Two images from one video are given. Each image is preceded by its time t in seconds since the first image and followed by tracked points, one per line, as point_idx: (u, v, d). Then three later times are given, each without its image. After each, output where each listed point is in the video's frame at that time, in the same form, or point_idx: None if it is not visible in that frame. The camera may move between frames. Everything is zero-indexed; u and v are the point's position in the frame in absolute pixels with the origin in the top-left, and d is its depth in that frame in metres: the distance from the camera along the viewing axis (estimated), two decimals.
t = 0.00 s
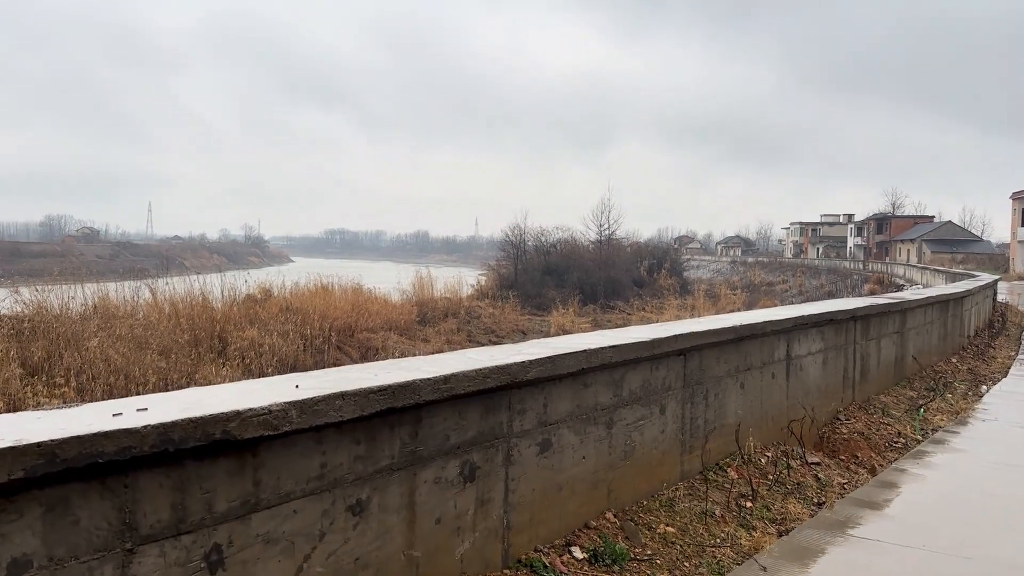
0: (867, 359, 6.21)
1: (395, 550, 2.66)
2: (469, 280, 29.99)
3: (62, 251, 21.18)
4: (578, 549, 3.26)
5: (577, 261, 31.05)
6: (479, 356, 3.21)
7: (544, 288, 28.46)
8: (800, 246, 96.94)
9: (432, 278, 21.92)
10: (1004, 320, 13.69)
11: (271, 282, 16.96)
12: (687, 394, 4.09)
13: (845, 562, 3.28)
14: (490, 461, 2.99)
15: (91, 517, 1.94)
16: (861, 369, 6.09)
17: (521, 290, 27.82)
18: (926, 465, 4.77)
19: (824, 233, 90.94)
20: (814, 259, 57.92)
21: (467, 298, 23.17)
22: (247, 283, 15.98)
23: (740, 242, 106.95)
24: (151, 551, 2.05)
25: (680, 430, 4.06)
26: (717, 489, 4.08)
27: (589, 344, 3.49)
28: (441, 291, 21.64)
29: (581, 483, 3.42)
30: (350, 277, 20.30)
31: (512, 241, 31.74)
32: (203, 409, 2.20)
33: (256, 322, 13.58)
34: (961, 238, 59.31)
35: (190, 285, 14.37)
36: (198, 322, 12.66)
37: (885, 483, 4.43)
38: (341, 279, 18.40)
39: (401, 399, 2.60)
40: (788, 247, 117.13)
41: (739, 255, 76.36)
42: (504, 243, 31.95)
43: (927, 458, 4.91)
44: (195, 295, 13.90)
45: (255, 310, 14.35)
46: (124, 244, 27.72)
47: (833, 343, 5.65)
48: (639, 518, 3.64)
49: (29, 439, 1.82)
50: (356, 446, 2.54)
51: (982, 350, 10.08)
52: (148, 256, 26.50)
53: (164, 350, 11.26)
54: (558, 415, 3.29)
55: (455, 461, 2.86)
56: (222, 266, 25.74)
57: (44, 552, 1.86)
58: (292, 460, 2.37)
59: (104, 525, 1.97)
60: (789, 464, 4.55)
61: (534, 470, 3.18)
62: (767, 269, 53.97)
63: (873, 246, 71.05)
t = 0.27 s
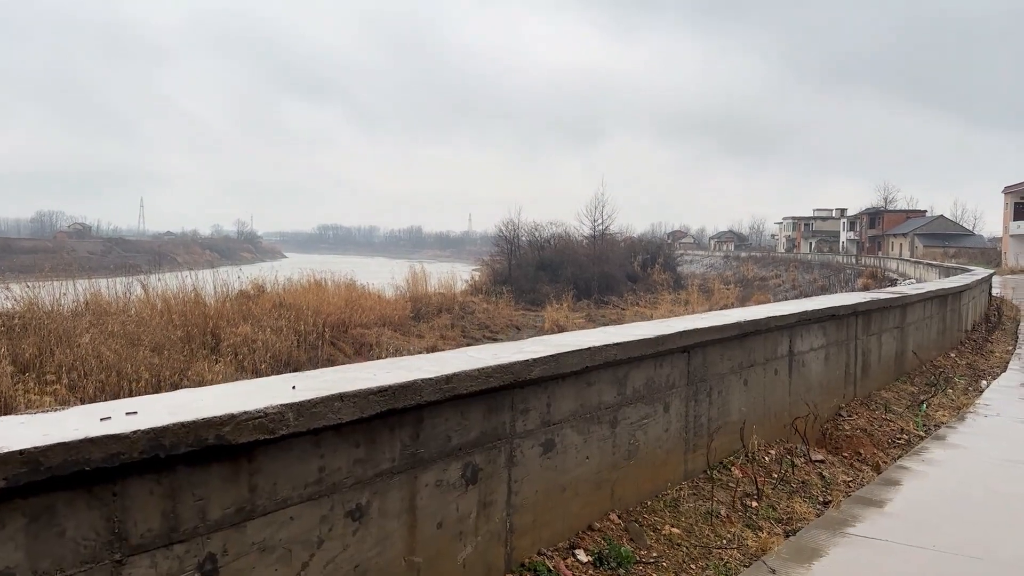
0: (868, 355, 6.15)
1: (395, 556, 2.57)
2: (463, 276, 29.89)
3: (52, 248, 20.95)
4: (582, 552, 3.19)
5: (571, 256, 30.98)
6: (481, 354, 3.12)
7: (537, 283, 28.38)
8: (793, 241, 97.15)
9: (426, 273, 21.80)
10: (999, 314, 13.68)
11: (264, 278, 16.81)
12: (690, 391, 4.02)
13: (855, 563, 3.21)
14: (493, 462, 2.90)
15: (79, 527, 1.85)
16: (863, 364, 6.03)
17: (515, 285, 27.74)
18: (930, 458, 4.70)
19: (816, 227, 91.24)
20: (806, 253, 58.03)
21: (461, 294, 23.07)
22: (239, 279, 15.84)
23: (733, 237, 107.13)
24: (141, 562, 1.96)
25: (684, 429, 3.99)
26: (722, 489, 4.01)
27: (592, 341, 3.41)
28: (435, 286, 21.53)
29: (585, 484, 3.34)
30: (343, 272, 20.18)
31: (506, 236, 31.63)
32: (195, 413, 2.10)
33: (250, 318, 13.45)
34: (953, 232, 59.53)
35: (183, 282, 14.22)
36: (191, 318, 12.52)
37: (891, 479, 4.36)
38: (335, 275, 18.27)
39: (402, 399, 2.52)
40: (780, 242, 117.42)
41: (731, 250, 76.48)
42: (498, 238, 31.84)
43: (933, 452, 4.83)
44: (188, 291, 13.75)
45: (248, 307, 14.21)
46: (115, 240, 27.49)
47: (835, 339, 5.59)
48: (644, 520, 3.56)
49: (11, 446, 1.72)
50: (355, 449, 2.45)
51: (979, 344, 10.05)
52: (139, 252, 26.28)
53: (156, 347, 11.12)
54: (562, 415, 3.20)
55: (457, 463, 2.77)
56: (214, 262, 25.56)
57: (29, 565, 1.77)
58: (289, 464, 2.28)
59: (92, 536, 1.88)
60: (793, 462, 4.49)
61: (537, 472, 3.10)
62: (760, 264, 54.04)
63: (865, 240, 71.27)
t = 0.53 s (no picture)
0: (861, 349, 6.12)
1: (387, 563, 2.49)
2: (451, 270, 29.73)
3: (34, 243, 20.59)
4: (578, 555, 3.11)
5: (559, 250, 30.91)
6: (474, 352, 3.03)
7: (525, 277, 28.29)
8: (779, 235, 97.64)
9: (414, 268, 21.65)
10: (986, 307, 13.75)
11: (250, 273, 16.61)
12: (686, 388, 3.95)
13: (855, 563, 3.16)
14: (487, 463, 2.82)
15: (53, 538, 1.75)
16: (856, 359, 6.00)
17: (503, 279, 27.64)
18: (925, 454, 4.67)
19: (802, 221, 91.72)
20: (793, 247, 58.32)
21: (449, 289, 22.94)
22: (225, 274, 15.63)
23: (720, 231, 107.53)
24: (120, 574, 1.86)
25: (680, 426, 3.93)
26: (718, 487, 3.95)
27: (587, 338, 3.33)
28: (423, 281, 21.39)
29: (581, 484, 3.27)
30: (330, 267, 19.99)
31: (493, 230, 31.51)
32: (177, 417, 2.00)
33: (235, 314, 13.27)
34: (937, 226, 60.03)
35: (168, 276, 14.01)
36: (176, 313, 12.32)
37: (888, 475, 4.31)
38: (322, 269, 18.08)
39: (394, 400, 2.42)
40: (767, 236, 118.01)
41: (718, 244, 76.73)
42: (485, 233, 31.70)
43: (929, 447, 4.80)
44: (173, 286, 13.54)
45: (234, 302, 14.02)
46: (99, 235, 27.10)
47: (829, 333, 5.55)
48: (640, 520, 3.50)
49: None
50: (345, 453, 2.36)
51: (968, 338, 10.07)
52: (123, 247, 25.90)
53: (141, 343, 10.92)
54: (557, 414, 3.12)
55: (450, 465, 2.69)
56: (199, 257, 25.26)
57: None
58: (276, 469, 2.18)
59: (67, 548, 1.78)
60: (788, 459, 4.44)
61: (532, 473, 3.02)
62: (746, 258, 54.22)
63: (850, 234, 71.74)
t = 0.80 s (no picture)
0: (845, 343, 6.12)
1: (367, 567, 2.40)
2: (434, 264, 29.56)
3: (8, 238, 20.16)
4: (564, 555, 3.05)
5: (541, 244, 30.85)
6: (456, 348, 2.96)
7: (508, 271, 28.20)
8: (760, 229, 98.33)
9: (397, 262, 21.48)
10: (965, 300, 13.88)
11: (231, 268, 16.37)
12: (672, 383, 3.90)
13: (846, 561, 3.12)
14: (470, 463, 2.75)
15: (10, 549, 1.66)
16: (840, 353, 5.99)
17: (486, 273, 27.53)
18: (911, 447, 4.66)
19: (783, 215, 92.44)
20: (774, 241, 58.67)
21: (432, 283, 22.79)
22: (205, 269, 15.39)
23: (701, 226, 108.08)
24: None
25: (665, 422, 3.88)
26: (704, 483, 3.91)
27: (572, 334, 3.27)
28: (405, 275, 21.22)
29: (565, 483, 3.20)
30: (311, 262, 19.77)
31: (476, 224, 31.38)
32: (143, 419, 1.91)
33: (216, 309, 13.05)
34: (915, 219, 60.74)
35: (146, 271, 13.76)
36: (155, 308, 12.09)
37: (874, 469, 4.30)
38: (303, 264, 17.87)
39: (373, 400, 2.34)
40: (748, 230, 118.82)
41: (700, 238, 77.07)
42: (468, 227, 31.55)
43: (914, 440, 4.79)
44: (152, 280, 13.30)
45: (214, 297, 13.79)
46: (78, 229, 26.61)
47: (813, 327, 5.53)
48: (626, 518, 3.44)
49: None
50: (322, 454, 2.27)
51: (950, 330, 10.14)
52: (100, 242, 25.45)
53: (119, 338, 10.69)
54: (541, 412, 3.06)
55: (432, 466, 2.61)
56: (178, 251, 24.85)
57: None
58: (249, 472, 2.09)
59: (26, 558, 1.68)
60: (774, 454, 4.41)
61: (515, 472, 2.95)
62: (728, 252, 54.51)
63: (830, 228, 72.39)
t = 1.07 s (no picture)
0: (821, 335, 6.12)
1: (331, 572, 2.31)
2: (411, 258, 29.33)
3: None
4: (537, 554, 2.98)
5: (519, 237, 30.75)
6: (425, 345, 2.87)
7: (485, 265, 28.07)
8: (736, 222, 99.18)
9: (373, 256, 21.26)
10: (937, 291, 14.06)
11: (204, 262, 16.06)
12: (647, 377, 3.85)
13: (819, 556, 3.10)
14: (440, 463, 2.66)
15: None
16: (815, 345, 5.99)
17: (463, 267, 27.38)
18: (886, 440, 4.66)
19: (758, 209, 93.31)
20: (749, 234, 59.20)
21: (409, 277, 22.60)
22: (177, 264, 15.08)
23: (678, 219, 108.75)
24: None
25: (641, 417, 3.82)
26: (680, 479, 3.87)
27: (546, 328, 3.20)
28: (382, 269, 21.01)
29: (539, 480, 3.13)
30: (287, 255, 19.48)
31: (453, 218, 31.19)
32: (88, 422, 1.79)
33: (189, 304, 12.77)
34: (887, 212, 61.57)
35: (117, 265, 13.43)
36: (127, 303, 11.80)
37: (849, 462, 4.29)
38: (278, 258, 17.60)
39: (336, 398, 2.24)
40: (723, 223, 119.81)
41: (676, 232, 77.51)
42: (445, 220, 31.35)
43: (889, 433, 4.80)
44: (123, 275, 12.98)
45: (186, 292, 13.50)
46: (47, 223, 25.97)
47: (788, 320, 5.52)
48: (601, 515, 3.39)
49: None
50: (282, 456, 2.17)
51: (923, 322, 10.25)
52: (70, 236, 24.83)
53: (90, 334, 10.40)
54: (514, 408, 2.98)
55: (400, 466, 2.52)
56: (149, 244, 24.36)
57: None
58: (203, 476, 1.98)
59: None
60: (750, 448, 4.38)
61: (487, 470, 2.87)
62: (704, 245, 54.86)
63: (804, 221, 73.22)
